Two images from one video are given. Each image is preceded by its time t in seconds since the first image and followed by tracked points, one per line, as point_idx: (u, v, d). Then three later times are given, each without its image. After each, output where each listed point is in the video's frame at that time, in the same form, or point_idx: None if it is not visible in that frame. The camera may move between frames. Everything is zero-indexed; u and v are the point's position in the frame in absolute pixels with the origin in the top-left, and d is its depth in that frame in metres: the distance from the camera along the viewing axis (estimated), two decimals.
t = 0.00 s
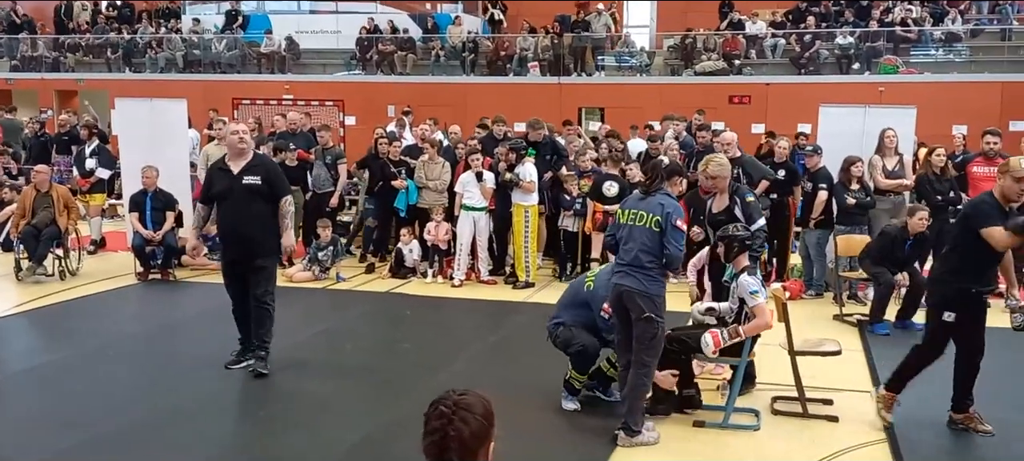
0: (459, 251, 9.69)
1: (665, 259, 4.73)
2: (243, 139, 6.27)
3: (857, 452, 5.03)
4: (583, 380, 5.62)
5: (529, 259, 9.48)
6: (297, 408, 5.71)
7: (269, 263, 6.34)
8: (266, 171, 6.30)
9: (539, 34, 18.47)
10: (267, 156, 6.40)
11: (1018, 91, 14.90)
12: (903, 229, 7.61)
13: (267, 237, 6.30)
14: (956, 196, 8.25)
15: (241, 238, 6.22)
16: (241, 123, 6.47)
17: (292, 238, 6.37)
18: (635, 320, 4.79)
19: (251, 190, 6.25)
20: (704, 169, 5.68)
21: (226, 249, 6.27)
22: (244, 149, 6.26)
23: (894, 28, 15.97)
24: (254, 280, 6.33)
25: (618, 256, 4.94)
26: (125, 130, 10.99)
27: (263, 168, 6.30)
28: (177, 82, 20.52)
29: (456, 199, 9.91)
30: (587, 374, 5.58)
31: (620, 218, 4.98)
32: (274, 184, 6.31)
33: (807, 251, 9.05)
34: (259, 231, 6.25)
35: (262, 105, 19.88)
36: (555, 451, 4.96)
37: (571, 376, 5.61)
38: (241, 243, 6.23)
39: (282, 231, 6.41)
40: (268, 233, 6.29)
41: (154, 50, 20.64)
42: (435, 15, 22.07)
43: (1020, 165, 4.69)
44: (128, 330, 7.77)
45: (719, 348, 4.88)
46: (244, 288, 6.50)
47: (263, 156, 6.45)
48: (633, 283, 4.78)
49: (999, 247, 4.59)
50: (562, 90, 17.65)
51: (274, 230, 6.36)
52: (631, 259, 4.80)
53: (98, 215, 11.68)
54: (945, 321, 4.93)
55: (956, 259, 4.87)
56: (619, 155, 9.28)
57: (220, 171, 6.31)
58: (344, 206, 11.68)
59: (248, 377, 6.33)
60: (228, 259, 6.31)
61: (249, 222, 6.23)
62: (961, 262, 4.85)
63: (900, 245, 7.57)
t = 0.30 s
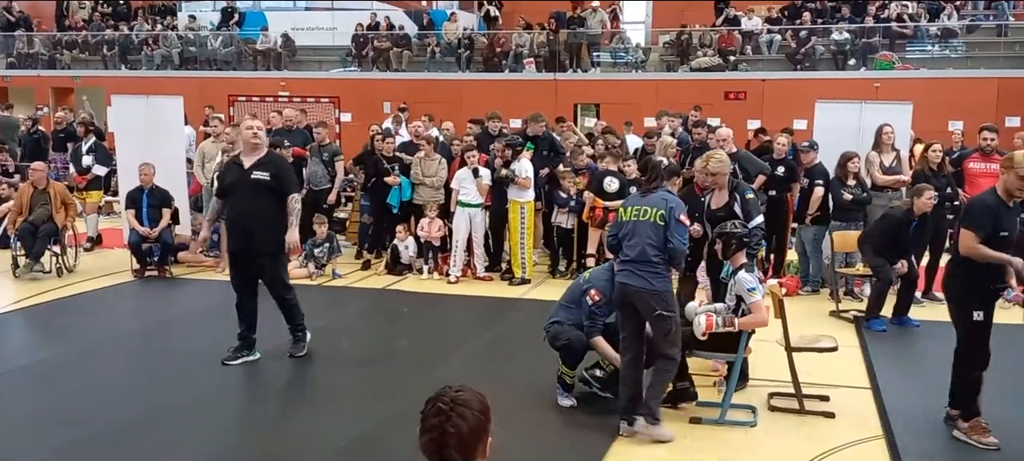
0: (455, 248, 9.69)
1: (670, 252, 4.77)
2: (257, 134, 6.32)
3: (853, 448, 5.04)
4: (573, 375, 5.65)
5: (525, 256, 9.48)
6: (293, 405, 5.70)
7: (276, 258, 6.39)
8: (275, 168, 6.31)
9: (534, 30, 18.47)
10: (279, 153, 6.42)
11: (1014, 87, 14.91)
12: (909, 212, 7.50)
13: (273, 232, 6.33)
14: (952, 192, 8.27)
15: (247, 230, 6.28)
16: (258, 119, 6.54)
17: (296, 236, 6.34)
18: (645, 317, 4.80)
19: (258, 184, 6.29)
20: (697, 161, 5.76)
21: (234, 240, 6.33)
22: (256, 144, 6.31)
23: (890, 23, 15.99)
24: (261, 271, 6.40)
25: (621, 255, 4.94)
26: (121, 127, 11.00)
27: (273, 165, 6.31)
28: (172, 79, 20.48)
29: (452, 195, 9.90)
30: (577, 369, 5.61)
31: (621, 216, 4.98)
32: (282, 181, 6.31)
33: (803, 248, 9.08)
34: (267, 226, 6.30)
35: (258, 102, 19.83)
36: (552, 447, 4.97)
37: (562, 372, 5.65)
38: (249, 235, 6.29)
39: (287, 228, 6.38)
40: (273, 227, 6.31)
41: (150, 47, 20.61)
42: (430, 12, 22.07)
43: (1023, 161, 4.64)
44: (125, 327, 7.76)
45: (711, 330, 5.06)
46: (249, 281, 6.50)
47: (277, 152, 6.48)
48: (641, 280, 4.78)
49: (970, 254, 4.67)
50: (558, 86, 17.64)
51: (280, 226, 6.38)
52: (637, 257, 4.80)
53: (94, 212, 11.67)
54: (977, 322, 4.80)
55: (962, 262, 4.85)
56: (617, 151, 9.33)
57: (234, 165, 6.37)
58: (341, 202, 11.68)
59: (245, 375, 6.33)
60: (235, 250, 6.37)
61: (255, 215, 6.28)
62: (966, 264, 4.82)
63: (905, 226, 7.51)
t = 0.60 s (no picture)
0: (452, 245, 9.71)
1: (694, 250, 4.87)
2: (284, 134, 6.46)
3: (850, 444, 5.06)
4: (562, 369, 5.67)
5: (523, 252, 9.50)
6: (292, 402, 5.71)
7: (294, 254, 6.60)
8: (298, 169, 6.44)
9: (532, 27, 18.46)
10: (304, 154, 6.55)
11: (1012, 83, 14.93)
12: (905, 192, 7.40)
13: (291, 231, 6.48)
14: (951, 189, 8.19)
15: (268, 226, 6.44)
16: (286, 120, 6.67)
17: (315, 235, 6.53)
18: (671, 314, 4.79)
19: (281, 184, 6.42)
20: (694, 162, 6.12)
21: (254, 232, 6.48)
22: (283, 145, 6.45)
23: (888, 20, 16.00)
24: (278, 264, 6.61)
25: (642, 252, 4.90)
26: (118, 125, 11.04)
27: (297, 166, 6.44)
28: (170, 76, 20.46)
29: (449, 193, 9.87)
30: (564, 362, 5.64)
31: (639, 213, 4.97)
32: (305, 182, 6.46)
33: (800, 244, 9.10)
34: (287, 224, 6.47)
35: (256, 99, 19.84)
36: (549, 443, 4.99)
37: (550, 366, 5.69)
38: (269, 231, 6.45)
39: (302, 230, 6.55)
40: (292, 225, 6.48)
41: (148, 45, 20.60)
42: (428, 9, 22.08)
43: None
44: (124, 324, 7.78)
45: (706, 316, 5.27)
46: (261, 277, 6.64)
47: (300, 152, 6.60)
48: (669, 277, 4.80)
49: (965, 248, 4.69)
50: (556, 83, 17.63)
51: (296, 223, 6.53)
52: (664, 254, 4.82)
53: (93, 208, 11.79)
54: (979, 323, 4.82)
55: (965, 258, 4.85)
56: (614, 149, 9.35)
57: (259, 163, 6.46)
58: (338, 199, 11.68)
59: (243, 372, 6.34)
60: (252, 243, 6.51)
61: (275, 213, 6.43)
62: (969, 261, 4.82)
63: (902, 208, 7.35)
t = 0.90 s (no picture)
0: (451, 243, 9.69)
1: (713, 252, 4.90)
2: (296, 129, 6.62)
3: (850, 442, 5.05)
4: (554, 367, 5.65)
5: (522, 250, 9.47)
6: (290, 401, 5.68)
7: (305, 248, 6.68)
8: (311, 164, 6.59)
9: (532, 24, 18.44)
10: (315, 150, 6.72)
11: (1012, 80, 14.89)
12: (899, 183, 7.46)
13: (305, 225, 6.62)
14: (949, 186, 8.19)
15: (282, 219, 6.54)
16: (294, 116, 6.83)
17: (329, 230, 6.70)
18: (696, 314, 4.75)
19: (295, 179, 6.55)
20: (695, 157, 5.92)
21: (267, 227, 6.59)
22: (295, 139, 6.60)
23: (888, 17, 16.00)
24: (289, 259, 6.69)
25: (667, 252, 4.83)
26: (117, 122, 11.00)
27: (310, 160, 6.59)
28: (168, 74, 20.41)
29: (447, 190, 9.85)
30: (555, 360, 5.61)
31: (658, 216, 4.96)
32: (317, 177, 6.60)
33: (800, 242, 9.09)
34: (301, 219, 6.60)
35: (254, 97, 19.81)
36: (547, 442, 4.96)
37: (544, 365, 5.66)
38: (283, 225, 6.56)
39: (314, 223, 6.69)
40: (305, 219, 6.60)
41: (146, 42, 20.54)
42: (427, 7, 22.06)
43: None
44: (122, 323, 7.75)
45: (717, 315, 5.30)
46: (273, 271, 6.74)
47: (311, 147, 6.77)
48: (696, 276, 4.77)
49: (998, 249, 4.61)
50: (555, 80, 17.60)
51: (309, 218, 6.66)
52: (690, 253, 4.80)
53: (91, 206, 11.74)
54: (994, 322, 4.79)
55: (973, 256, 4.80)
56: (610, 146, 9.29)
57: (272, 157, 6.63)
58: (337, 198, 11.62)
59: (241, 371, 6.31)
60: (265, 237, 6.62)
61: (290, 207, 6.55)
62: (980, 260, 4.76)
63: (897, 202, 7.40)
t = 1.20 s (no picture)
0: (450, 241, 9.69)
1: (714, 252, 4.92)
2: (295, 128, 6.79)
3: (848, 440, 5.06)
4: (558, 366, 5.68)
5: (521, 248, 9.48)
6: (288, 399, 5.69)
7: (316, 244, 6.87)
8: (314, 160, 6.80)
9: (531, 23, 18.44)
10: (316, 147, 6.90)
11: (1010, 79, 14.90)
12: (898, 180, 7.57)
13: (315, 220, 6.79)
14: (948, 185, 8.20)
15: (292, 217, 6.70)
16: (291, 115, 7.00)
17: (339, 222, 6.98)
18: (699, 311, 4.74)
19: (301, 176, 6.74)
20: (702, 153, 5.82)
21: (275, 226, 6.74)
22: (295, 138, 6.77)
23: (886, 16, 16.02)
24: (300, 256, 6.84)
25: (671, 249, 4.82)
26: (117, 120, 10.98)
27: (312, 157, 6.79)
28: (168, 72, 20.40)
29: (447, 189, 9.86)
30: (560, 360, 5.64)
31: (660, 217, 4.98)
32: (322, 172, 6.80)
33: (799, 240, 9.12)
34: (310, 215, 6.77)
35: (254, 95, 19.82)
36: (546, 440, 4.97)
37: (547, 364, 5.68)
38: (292, 222, 6.71)
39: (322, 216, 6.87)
40: (313, 215, 6.76)
41: (145, 40, 20.50)
42: (426, 5, 22.07)
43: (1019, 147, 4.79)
44: (121, 321, 7.77)
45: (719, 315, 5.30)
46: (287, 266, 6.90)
47: (309, 144, 6.94)
48: (700, 273, 4.77)
49: (997, 238, 4.63)
50: (554, 79, 17.60)
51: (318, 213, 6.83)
52: (694, 250, 4.81)
53: (89, 204, 11.71)
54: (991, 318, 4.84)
55: (969, 247, 4.85)
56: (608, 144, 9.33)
57: (273, 157, 6.79)
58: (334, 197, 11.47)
59: (240, 370, 6.32)
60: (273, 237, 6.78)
61: (298, 204, 6.72)
62: (974, 250, 4.82)
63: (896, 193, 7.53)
